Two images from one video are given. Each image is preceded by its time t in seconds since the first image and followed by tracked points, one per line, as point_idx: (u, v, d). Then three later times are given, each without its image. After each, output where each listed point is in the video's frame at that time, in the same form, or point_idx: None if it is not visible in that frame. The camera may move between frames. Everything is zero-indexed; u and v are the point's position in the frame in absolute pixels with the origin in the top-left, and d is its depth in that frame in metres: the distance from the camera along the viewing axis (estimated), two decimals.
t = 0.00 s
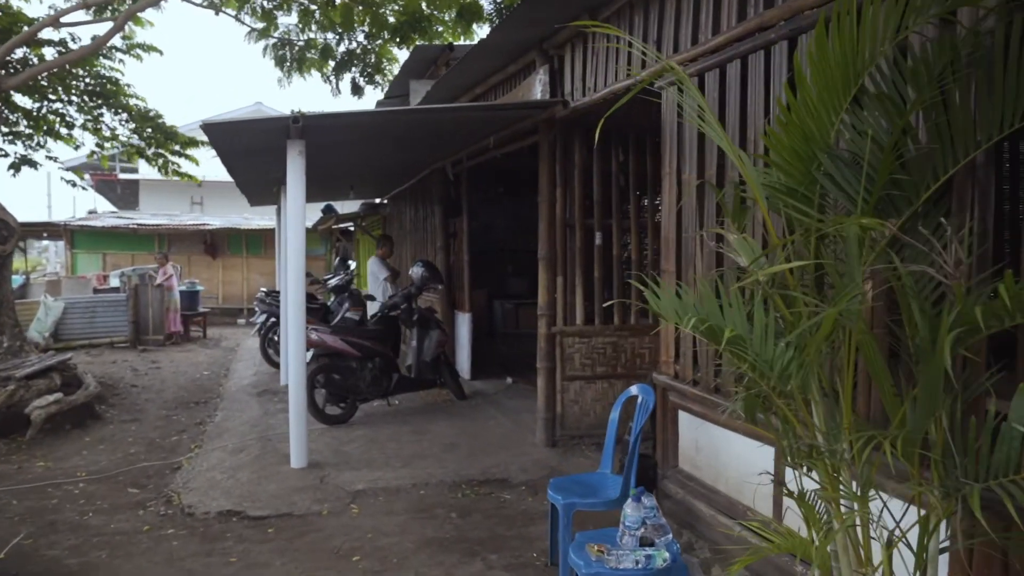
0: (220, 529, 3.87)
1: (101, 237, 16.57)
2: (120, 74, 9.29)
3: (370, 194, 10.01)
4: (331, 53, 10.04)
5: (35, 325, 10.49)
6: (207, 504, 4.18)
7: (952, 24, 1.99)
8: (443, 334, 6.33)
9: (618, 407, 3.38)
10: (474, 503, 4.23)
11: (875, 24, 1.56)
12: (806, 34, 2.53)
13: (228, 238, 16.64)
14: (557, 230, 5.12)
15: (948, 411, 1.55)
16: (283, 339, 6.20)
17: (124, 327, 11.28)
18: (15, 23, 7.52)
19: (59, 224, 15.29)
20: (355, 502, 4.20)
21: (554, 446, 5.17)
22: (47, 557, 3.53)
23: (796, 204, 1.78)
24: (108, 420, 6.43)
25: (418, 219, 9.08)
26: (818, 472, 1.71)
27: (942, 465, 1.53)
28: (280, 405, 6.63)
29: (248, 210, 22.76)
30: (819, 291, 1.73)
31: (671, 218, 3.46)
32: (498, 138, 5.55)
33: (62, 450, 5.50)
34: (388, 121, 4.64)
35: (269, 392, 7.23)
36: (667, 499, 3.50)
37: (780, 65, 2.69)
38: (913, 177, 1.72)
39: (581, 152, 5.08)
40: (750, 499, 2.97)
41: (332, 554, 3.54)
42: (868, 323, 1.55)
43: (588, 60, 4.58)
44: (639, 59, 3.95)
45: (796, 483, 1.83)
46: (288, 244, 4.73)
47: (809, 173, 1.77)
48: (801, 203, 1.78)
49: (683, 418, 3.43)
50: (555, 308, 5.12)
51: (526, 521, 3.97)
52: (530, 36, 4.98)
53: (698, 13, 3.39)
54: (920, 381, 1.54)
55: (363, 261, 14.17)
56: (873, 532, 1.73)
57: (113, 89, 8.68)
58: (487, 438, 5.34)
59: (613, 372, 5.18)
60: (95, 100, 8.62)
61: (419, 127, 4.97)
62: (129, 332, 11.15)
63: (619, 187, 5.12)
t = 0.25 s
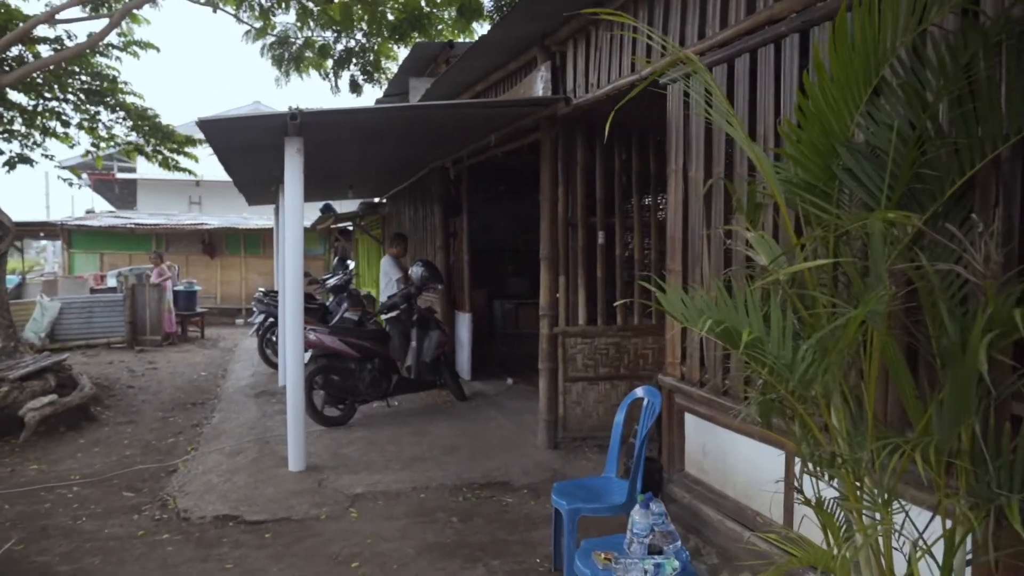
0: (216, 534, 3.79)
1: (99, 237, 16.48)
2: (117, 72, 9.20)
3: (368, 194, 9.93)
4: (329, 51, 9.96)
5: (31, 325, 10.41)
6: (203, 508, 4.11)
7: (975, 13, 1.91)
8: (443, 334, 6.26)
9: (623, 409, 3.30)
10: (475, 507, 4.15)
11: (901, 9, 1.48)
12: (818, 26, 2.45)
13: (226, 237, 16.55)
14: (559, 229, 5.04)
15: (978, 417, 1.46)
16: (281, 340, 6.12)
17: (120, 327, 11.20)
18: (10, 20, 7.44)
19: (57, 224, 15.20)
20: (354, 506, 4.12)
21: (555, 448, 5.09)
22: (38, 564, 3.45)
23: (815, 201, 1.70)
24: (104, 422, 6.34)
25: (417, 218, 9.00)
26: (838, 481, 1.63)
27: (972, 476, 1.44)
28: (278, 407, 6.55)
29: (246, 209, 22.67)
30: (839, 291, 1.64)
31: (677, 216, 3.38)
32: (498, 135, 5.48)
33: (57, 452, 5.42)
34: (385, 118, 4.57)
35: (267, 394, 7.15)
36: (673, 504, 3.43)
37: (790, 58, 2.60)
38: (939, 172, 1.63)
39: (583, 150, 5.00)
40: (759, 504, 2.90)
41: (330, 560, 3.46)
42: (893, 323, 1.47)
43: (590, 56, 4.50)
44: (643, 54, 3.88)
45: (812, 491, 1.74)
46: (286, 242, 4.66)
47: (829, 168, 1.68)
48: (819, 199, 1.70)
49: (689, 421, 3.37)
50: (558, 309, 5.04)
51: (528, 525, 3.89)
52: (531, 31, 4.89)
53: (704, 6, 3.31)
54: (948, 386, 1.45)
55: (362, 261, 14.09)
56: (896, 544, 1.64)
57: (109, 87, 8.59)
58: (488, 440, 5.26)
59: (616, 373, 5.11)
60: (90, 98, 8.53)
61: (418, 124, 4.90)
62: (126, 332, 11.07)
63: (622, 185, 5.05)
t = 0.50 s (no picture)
0: (211, 541, 3.71)
1: (96, 237, 16.39)
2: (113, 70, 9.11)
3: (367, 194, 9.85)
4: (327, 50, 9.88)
5: (26, 326, 10.31)
6: (197, 513, 4.02)
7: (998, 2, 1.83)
8: (442, 336, 6.18)
9: (627, 413, 3.23)
10: (475, 512, 4.07)
11: None
12: (831, 18, 2.37)
13: (224, 238, 16.47)
14: (560, 228, 4.96)
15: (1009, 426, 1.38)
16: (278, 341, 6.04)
17: (117, 328, 11.10)
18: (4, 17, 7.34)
19: (53, 224, 15.10)
20: (352, 511, 4.04)
21: (557, 451, 5.01)
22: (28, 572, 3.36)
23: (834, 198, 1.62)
24: (98, 424, 6.26)
25: (416, 218, 8.92)
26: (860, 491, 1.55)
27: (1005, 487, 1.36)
28: (275, 409, 6.46)
29: (244, 210, 22.59)
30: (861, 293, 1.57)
31: (681, 215, 3.30)
32: (498, 134, 5.40)
33: (50, 456, 5.34)
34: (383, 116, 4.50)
35: (264, 396, 7.06)
36: (677, 509, 3.35)
37: (800, 52, 2.52)
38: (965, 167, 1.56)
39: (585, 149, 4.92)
40: (767, 511, 2.83)
41: (327, 567, 3.38)
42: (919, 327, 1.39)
43: (592, 52, 4.42)
44: (647, 49, 3.80)
45: (831, 501, 1.66)
46: (282, 243, 4.58)
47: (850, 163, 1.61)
48: (838, 195, 1.63)
49: (694, 424, 3.29)
50: (559, 310, 4.96)
51: (529, 531, 3.82)
52: (532, 28, 4.82)
53: None
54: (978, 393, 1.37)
55: (360, 261, 14.03)
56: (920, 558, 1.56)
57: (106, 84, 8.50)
58: (488, 443, 5.18)
59: (618, 375, 5.03)
60: (86, 96, 8.43)
61: (417, 123, 4.82)
62: (122, 333, 10.98)
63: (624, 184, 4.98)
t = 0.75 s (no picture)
0: (203, 547, 3.61)
1: (92, 237, 16.27)
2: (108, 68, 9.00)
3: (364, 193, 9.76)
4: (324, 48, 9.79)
5: (20, 326, 10.17)
6: (190, 519, 3.92)
7: None
8: (441, 336, 6.09)
9: (631, 416, 3.14)
10: (474, 517, 3.98)
11: None
12: (845, 8, 2.28)
13: (221, 237, 16.36)
14: (560, 227, 4.87)
15: None
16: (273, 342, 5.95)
17: (113, 329, 10.99)
18: None
19: (49, 223, 14.99)
20: (348, 516, 3.94)
21: (557, 455, 4.92)
22: None
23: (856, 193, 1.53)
24: (91, 427, 6.16)
25: (414, 217, 8.82)
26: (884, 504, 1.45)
27: None
28: (271, 411, 6.37)
29: (241, 209, 22.49)
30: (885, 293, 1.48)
31: (686, 213, 3.22)
32: (497, 131, 5.31)
33: (41, 459, 5.24)
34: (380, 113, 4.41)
35: (260, 397, 6.97)
36: (683, 516, 3.26)
37: (812, 43, 2.44)
38: (998, 158, 1.46)
39: (586, 147, 4.84)
40: (776, 518, 2.74)
41: None
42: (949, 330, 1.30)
43: (593, 47, 4.33)
44: (651, 43, 3.71)
45: (851, 513, 1.56)
46: (277, 242, 4.49)
47: (872, 156, 1.52)
48: (860, 189, 1.53)
49: (700, 428, 3.20)
50: (560, 311, 4.87)
51: (530, 537, 3.73)
52: (533, 23, 4.73)
53: None
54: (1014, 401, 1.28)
55: (358, 260, 13.94)
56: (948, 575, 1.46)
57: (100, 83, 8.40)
58: (487, 447, 5.09)
59: (620, 377, 4.93)
60: (80, 94, 8.32)
61: (415, 120, 4.74)
62: (118, 333, 10.88)
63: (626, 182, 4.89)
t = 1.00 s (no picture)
0: (197, 553, 3.54)
1: (89, 237, 16.19)
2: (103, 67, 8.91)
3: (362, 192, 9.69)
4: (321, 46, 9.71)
5: (16, 327, 10.10)
6: (184, 524, 3.85)
7: None
8: (439, 337, 6.02)
9: (633, 419, 3.08)
10: (474, 522, 3.91)
11: None
12: None
13: (219, 237, 16.28)
14: (560, 226, 4.80)
15: None
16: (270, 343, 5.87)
17: (109, 329, 10.91)
18: None
19: (45, 223, 14.90)
20: (345, 521, 3.87)
21: (557, 457, 4.85)
22: None
23: (874, 189, 1.46)
24: (86, 429, 6.09)
25: (413, 217, 8.75)
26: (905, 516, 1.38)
27: None
28: (267, 413, 6.29)
29: (239, 209, 22.42)
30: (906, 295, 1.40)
31: (690, 211, 3.15)
32: (496, 130, 5.24)
33: (34, 462, 5.16)
34: (377, 109, 4.33)
35: (257, 398, 6.90)
36: (687, 521, 3.19)
37: (821, 35, 2.36)
38: None
39: (587, 144, 4.77)
40: (784, 525, 2.67)
41: None
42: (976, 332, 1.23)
43: (594, 42, 4.26)
44: (653, 38, 3.63)
45: (868, 525, 1.49)
46: (272, 241, 4.42)
47: (891, 150, 1.45)
48: (878, 185, 1.46)
49: (704, 431, 3.13)
50: (560, 311, 4.80)
51: (530, 542, 3.66)
52: (532, 18, 4.66)
53: None
54: None
55: (357, 260, 13.87)
56: None
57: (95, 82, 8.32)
58: (487, 449, 5.02)
59: (621, 379, 4.86)
60: (75, 93, 8.24)
61: (413, 117, 4.67)
62: (114, 334, 10.80)
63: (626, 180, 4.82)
